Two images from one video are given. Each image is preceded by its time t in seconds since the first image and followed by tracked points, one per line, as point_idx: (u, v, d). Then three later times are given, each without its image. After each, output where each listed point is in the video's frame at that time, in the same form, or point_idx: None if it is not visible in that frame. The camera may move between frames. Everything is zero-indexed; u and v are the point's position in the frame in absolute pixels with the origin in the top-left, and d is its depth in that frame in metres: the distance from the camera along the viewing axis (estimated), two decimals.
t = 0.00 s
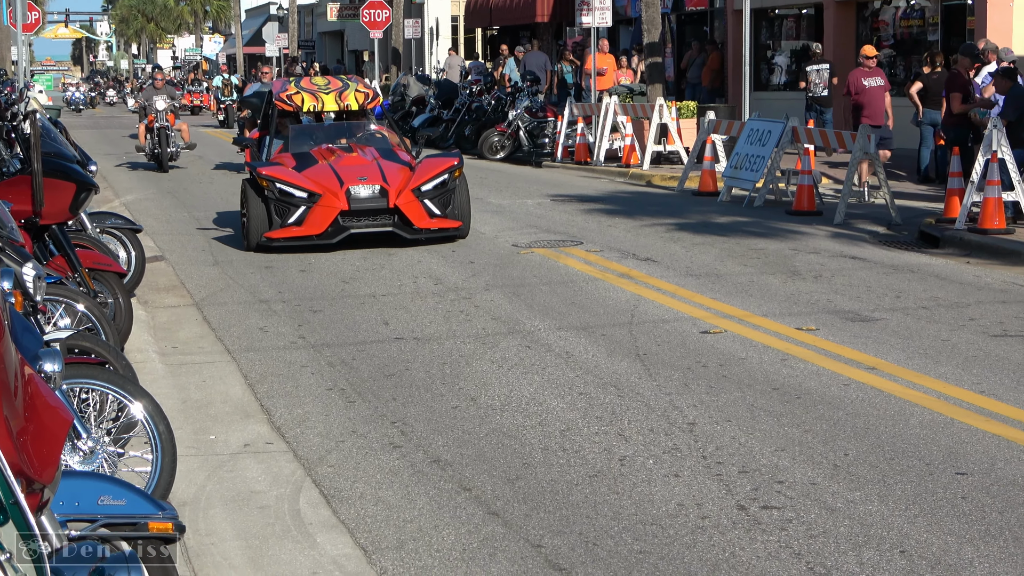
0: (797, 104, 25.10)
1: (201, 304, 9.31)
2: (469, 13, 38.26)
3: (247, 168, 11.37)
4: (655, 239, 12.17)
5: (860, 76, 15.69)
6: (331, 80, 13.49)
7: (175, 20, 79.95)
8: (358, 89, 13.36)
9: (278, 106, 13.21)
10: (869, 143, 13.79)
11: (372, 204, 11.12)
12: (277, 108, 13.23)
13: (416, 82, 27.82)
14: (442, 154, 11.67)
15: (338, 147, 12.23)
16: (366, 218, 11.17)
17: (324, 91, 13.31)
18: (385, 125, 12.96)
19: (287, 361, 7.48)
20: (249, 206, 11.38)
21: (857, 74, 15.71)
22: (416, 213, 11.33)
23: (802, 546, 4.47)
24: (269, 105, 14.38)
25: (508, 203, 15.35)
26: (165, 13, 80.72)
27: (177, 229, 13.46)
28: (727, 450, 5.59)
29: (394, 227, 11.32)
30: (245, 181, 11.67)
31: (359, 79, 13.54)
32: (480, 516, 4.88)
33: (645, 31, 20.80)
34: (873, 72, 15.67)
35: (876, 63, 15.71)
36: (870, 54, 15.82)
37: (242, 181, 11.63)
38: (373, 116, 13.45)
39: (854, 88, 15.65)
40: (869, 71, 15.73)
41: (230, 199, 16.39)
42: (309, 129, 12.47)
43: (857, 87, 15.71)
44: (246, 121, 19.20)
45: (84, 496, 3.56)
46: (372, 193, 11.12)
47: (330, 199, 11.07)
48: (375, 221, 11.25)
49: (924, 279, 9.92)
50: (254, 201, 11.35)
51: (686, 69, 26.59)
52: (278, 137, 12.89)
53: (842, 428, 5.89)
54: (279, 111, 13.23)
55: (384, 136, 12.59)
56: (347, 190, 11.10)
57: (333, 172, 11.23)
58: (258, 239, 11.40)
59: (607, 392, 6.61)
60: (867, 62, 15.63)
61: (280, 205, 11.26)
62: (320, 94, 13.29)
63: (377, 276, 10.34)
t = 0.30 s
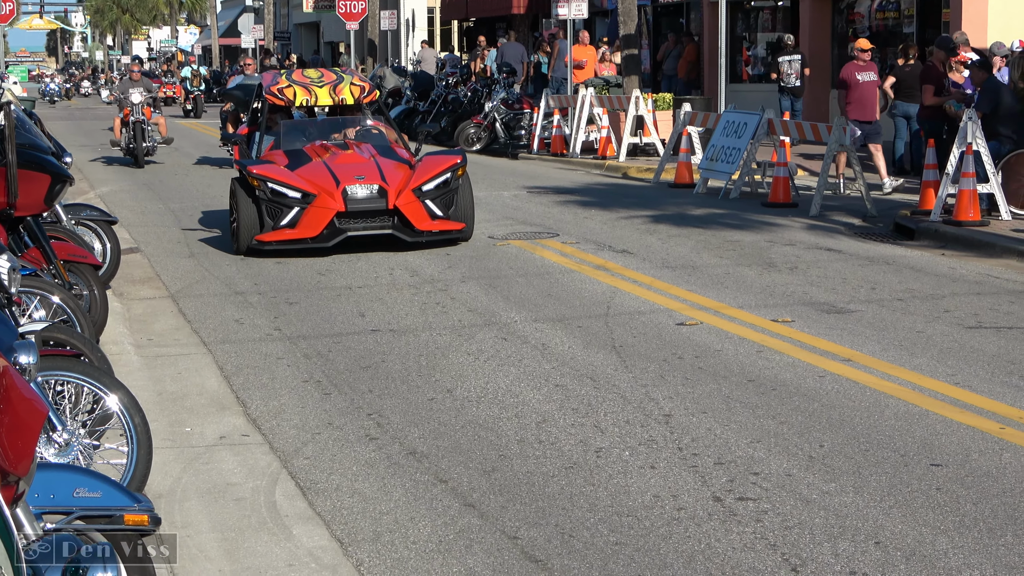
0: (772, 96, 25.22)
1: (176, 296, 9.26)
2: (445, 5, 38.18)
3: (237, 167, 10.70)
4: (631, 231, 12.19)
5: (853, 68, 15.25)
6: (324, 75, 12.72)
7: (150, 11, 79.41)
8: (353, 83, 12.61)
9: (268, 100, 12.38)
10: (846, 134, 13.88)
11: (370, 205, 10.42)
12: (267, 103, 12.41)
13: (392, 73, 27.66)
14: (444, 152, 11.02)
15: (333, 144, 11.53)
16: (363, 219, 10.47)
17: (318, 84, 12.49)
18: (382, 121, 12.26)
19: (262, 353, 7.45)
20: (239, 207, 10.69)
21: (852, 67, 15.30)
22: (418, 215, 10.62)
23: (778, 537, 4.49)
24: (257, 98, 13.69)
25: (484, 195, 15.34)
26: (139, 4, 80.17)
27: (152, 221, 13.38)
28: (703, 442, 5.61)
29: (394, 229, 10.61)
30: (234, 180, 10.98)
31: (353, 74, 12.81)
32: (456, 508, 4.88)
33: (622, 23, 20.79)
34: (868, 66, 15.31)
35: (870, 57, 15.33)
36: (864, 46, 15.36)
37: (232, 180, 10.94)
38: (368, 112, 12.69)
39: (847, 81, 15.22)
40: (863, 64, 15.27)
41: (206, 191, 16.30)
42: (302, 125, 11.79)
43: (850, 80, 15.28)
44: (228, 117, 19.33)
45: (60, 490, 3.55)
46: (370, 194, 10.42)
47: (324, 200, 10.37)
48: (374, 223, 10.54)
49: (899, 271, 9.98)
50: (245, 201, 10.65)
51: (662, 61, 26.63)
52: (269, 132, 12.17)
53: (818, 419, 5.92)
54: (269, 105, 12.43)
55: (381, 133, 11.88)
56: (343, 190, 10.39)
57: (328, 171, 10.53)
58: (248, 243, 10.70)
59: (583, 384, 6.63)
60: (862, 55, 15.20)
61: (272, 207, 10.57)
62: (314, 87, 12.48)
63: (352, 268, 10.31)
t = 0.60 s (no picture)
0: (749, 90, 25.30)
1: (154, 293, 9.21)
2: None
3: (230, 171, 9.84)
4: (609, 226, 12.20)
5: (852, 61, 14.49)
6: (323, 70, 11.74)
7: (125, 7, 78.98)
8: (353, 80, 11.59)
9: (263, 100, 11.54)
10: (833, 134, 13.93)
11: (373, 213, 9.55)
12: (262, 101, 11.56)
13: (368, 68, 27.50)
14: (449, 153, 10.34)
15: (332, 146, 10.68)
16: (366, 228, 9.61)
17: (315, 81, 11.54)
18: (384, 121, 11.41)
19: (241, 350, 7.42)
20: (233, 215, 9.84)
21: (851, 60, 14.58)
22: (425, 223, 9.77)
23: (757, 531, 4.50)
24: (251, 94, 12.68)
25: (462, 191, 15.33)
26: None
27: (129, 217, 13.31)
28: (682, 436, 5.63)
29: (399, 238, 9.76)
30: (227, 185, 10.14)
31: (354, 70, 11.81)
32: (435, 504, 4.87)
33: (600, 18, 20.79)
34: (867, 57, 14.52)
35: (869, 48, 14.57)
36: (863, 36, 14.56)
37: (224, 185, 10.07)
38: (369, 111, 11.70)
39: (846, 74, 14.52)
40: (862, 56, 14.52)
41: (183, 187, 16.23)
42: (298, 125, 10.93)
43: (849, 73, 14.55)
44: (209, 113, 19.08)
45: (37, 488, 3.52)
46: (374, 200, 9.55)
47: (324, 207, 9.51)
48: (377, 231, 9.68)
49: (877, 265, 10.03)
50: (238, 208, 9.78)
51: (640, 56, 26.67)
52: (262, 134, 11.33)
53: (796, 413, 5.94)
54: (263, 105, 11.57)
55: (383, 133, 11.05)
56: (344, 197, 9.53)
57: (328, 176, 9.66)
58: (243, 253, 9.86)
59: (562, 379, 6.63)
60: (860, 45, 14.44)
61: (268, 214, 9.71)
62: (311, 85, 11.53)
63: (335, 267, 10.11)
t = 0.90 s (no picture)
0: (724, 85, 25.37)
1: (130, 289, 9.15)
2: None
3: (224, 178, 9.05)
4: (586, 222, 12.22)
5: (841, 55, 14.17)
6: (319, 68, 10.72)
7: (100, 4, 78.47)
8: (353, 79, 10.61)
9: (258, 100, 10.43)
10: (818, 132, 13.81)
11: (378, 224, 8.76)
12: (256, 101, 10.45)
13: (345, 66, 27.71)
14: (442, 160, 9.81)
15: (332, 151, 9.91)
16: (371, 240, 8.83)
17: (312, 80, 10.51)
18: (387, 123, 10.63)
19: (216, 346, 7.38)
20: (227, 226, 9.04)
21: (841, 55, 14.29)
22: (433, 234, 8.97)
23: (733, 526, 4.52)
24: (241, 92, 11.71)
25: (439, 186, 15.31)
26: None
27: (104, 214, 13.23)
28: (659, 432, 5.63)
29: (406, 251, 8.96)
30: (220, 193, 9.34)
31: (353, 67, 10.82)
32: (412, 500, 4.86)
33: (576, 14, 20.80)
34: (857, 52, 14.21)
35: (859, 42, 14.24)
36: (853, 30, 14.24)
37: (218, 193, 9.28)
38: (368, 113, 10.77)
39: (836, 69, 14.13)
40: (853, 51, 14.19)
41: (158, 184, 16.14)
42: (295, 127, 10.19)
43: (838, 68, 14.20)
44: (193, 111, 19.02)
45: (12, 485, 3.47)
46: (379, 210, 8.76)
47: (325, 217, 8.72)
48: (383, 243, 8.89)
49: (853, 260, 10.08)
50: (233, 219, 8.99)
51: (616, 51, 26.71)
52: (257, 135, 10.40)
53: (773, 408, 5.96)
54: (258, 104, 10.56)
55: (387, 136, 10.27)
56: (347, 207, 8.73)
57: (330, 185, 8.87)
58: (238, 268, 9.07)
59: (538, 375, 6.64)
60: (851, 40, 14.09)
61: (265, 225, 8.92)
62: (308, 84, 10.48)
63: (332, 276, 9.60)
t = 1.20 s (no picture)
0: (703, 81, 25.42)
1: (108, 287, 9.10)
2: None
3: (223, 188, 8.31)
4: (566, 219, 12.21)
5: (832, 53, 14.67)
6: (325, 68, 9.74)
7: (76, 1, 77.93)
8: (361, 80, 9.63)
9: (257, 102, 9.45)
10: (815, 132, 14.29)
11: (392, 238, 8.04)
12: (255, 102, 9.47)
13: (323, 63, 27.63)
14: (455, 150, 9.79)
15: (338, 157, 9.17)
16: (384, 255, 8.10)
17: (316, 80, 9.52)
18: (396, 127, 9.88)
19: (195, 344, 7.34)
20: (226, 238, 8.30)
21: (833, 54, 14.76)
22: (450, 248, 8.25)
23: (713, 522, 4.53)
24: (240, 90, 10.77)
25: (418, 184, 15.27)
26: None
27: (82, 212, 13.13)
28: (639, 428, 5.64)
29: (422, 267, 8.23)
30: (218, 204, 8.60)
31: (361, 66, 9.84)
32: (392, 497, 4.85)
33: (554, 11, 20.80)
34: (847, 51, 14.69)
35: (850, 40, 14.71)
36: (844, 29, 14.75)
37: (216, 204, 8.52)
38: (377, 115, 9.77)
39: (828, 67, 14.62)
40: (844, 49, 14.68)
41: (137, 182, 16.03)
42: (298, 131, 9.44)
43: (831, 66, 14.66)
44: (180, 111, 18.67)
45: None
46: (391, 222, 8.05)
47: (334, 230, 7.99)
48: (396, 258, 8.16)
49: (832, 256, 10.12)
50: (234, 232, 8.23)
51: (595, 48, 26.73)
52: (257, 140, 9.52)
53: (752, 404, 5.98)
54: (258, 107, 9.54)
55: (396, 143, 9.54)
56: (359, 220, 8.01)
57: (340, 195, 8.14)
58: (238, 285, 8.33)
59: (518, 371, 6.64)
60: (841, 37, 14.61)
61: (268, 239, 8.18)
62: (312, 86, 9.50)
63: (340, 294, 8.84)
